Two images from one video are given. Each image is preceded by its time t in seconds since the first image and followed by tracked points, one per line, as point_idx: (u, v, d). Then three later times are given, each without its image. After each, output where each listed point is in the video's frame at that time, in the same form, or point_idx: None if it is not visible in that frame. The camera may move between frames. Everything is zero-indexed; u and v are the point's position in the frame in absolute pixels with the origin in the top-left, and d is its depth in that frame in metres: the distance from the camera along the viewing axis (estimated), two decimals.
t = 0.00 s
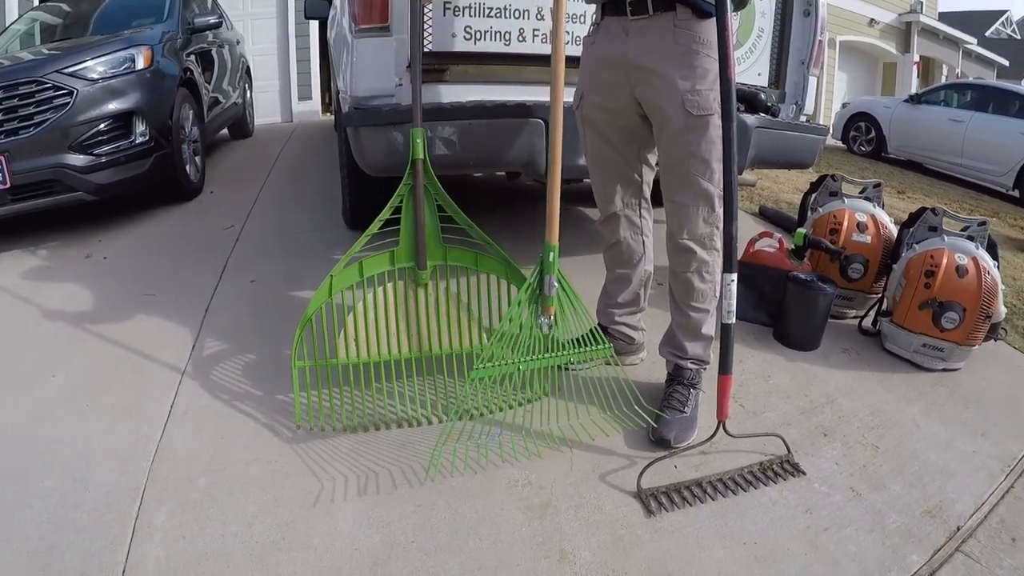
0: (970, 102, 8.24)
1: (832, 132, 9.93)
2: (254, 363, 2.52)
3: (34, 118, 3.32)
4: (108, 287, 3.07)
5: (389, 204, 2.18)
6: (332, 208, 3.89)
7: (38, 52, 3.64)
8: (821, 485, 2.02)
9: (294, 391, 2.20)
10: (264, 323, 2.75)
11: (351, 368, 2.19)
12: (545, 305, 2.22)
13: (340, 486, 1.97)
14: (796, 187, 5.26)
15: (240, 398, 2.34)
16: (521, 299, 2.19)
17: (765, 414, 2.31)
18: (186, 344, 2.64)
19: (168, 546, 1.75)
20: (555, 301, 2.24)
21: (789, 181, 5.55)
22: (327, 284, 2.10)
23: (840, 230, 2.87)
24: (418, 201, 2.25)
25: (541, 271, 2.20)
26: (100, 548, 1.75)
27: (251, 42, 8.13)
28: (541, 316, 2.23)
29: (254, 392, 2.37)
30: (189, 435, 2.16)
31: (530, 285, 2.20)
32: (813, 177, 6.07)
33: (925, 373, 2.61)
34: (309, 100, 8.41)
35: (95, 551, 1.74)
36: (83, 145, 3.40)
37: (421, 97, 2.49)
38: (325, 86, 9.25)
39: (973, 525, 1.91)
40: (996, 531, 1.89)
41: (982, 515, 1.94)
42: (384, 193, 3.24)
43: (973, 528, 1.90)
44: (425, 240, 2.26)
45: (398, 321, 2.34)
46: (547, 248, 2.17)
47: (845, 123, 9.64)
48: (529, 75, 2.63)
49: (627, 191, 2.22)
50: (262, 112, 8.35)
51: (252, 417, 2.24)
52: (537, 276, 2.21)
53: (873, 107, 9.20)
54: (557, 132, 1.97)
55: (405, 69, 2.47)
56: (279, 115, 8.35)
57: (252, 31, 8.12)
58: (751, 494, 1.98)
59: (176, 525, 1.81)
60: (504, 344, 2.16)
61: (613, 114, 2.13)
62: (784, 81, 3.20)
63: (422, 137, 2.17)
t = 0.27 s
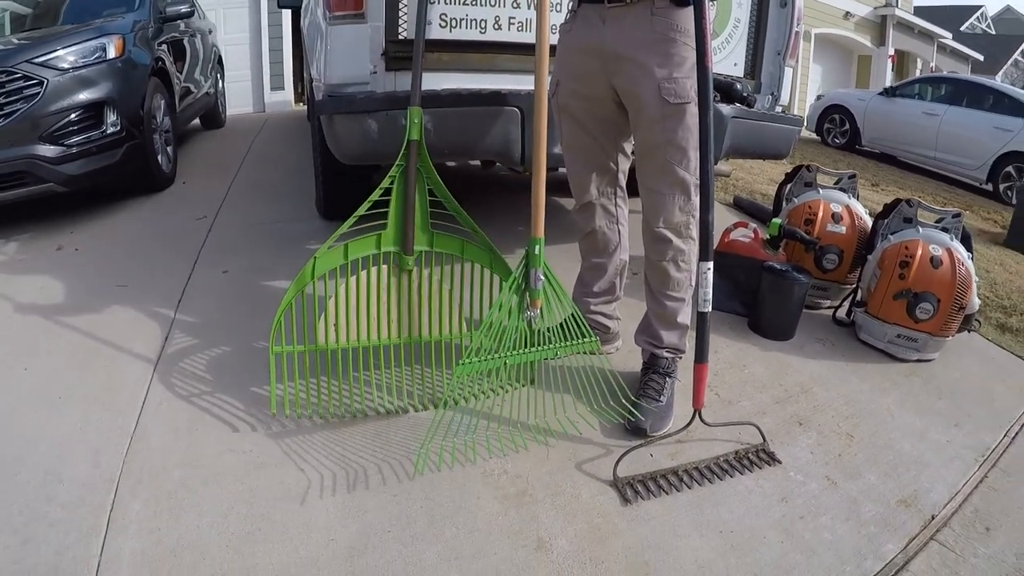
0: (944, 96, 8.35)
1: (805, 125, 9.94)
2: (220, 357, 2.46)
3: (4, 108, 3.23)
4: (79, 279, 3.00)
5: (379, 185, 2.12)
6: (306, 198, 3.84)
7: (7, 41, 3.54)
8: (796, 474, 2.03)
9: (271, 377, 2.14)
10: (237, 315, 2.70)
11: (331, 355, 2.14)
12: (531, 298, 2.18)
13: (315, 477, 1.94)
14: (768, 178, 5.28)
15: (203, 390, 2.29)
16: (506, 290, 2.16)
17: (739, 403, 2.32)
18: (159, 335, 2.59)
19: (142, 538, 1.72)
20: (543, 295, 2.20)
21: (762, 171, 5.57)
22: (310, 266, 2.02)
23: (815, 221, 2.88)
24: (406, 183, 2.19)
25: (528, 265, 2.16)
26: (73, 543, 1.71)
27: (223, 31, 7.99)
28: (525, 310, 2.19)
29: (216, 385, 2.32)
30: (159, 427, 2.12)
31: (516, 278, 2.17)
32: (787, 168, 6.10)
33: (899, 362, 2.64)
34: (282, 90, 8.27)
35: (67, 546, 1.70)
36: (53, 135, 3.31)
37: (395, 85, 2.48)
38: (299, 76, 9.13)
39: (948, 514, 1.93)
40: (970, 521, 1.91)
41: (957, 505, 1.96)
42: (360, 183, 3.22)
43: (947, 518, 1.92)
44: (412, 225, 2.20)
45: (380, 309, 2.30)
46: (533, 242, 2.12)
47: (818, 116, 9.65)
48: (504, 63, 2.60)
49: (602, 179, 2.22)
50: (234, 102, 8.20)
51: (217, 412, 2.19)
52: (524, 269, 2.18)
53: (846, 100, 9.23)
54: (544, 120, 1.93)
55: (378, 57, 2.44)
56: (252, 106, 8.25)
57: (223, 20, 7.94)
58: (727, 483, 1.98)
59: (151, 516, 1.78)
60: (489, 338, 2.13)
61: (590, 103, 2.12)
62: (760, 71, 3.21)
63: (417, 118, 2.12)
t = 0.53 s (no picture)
0: (936, 87, 8.33)
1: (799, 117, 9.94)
2: (196, 347, 2.46)
3: None
4: (71, 270, 2.98)
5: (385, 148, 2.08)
6: (300, 190, 3.82)
7: None
8: (791, 466, 2.04)
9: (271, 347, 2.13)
10: (231, 306, 2.69)
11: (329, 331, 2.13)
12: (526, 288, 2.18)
13: (309, 468, 1.94)
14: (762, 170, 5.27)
15: (179, 377, 2.30)
16: (501, 279, 2.16)
17: (733, 395, 2.32)
18: (152, 327, 2.57)
19: (136, 529, 1.71)
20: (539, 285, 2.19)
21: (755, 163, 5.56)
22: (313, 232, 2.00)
23: (809, 212, 2.88)
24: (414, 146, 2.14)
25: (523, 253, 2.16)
26: (67, 534, 1.70)
27: (215, 23, 7.92)
28: (520, 299, 2.19)
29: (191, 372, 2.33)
30: (153, 419, 2.11)
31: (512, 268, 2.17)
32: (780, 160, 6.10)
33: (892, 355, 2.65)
34: (273, 81, 8.20)
35: (61, 537, 1.69)
36: (46, 127, 3.28)
37: (389, 76, 2.44)
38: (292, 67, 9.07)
39: (942, 507, 1.94)
40: (964, 513, 1.92)
41: (950, 498, 1.97)
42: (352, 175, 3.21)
43: (941, 511, 1.93)
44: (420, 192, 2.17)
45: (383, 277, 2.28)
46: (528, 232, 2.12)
47: (812, 107, 9.66)
48: (498, 54, 2.59)
49: (596, 170, 2.21)
50: (226, 93, 8.13)
51: (189, 397, 2.20)
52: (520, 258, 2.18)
53: (839, 91, 9.22)
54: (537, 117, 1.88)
55: (372, 49, 2.42)
56: (244, 97, 8.19)
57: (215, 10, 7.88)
58: (721, 475, 1.99)
59: (144, 508, 1.77)
60: (484, 328, 2.13)
61: (584, 94, 2.11)
62: (753, 62, 3.20)
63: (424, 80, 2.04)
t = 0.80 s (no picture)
0: (937, 86, 8.35)
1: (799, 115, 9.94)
2: (186, 345, 2.44)
3: None
4: (72, 266, 2.97)
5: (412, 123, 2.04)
6: (301, 188, 3.82)
7: None
8: (792, 467, 2.04)
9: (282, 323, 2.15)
10: (232, 303, 2.68)
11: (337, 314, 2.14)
12: (522, 292, 2.16)
13: (310, 465, 1.94)
14: (763, 168, 5.27)
15: (168, 376, 2.28)
16: (498, 283, 2.16)
17: (735, 395, 2.32)
18: (153, 322, 2.57)
19: (136, 525, 1.71)
20: (535, 290, 2.18)
21: (756, 161, 5.57)
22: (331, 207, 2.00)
23: (810, 212, 2.88)
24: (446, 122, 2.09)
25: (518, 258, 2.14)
26: (68, 529, 1.70)
27: (216, 20, 7.92)
28: (517, 302, 2.17)
29: (180, 370, 2.31)
30: (155, 414, 2.10)
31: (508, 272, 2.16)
32: (781, 160, 6.09)
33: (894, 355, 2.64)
34: (273, 79, 8.18)
35: (62, 532, 1.69)
36: (48, 124, 3.28)
37: (391, 74, 2.44)
38: (293, 64, 9.06)
39: (943, 509, 1.94)
40: (966, 516, 1.92)
41: (952, 500, 1.97)
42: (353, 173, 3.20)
43: (943, 513, 1.93)
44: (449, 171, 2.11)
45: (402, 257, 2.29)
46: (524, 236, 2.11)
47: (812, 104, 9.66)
48: (499, 52, 2.58)
49: (599, 169, 2.21)
50: (226, 90, 8.11)
51: (175, 396, 2.19)
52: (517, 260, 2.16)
53: (839, 90, 9.22)
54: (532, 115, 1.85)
55: (375, 46, 2.42)
56: (244, 94, 8.17)
57: (216, 7, 7.86)
58: (723, 475, 1.99)
59: (145, 504, 1.77)
60: (479, 330, 2.13)
61: (587, 92, 2.11)
62: (755, 60, 3.18)
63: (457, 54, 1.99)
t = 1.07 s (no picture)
0: (950, 86, 8.30)
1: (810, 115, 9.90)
2: (174, 352, 2.37)
3: (11, 92, 3.21)
4: (84, 260, 2.98)
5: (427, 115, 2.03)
6: (312, 184, 3.82)
7: (13, 25, 3.50)
8: (804, 470, 2.03)
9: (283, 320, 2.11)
10: (243, 299, 2.69)
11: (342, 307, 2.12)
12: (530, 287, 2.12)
13: (321, 462, 1.94)
14: (775, 168, 5.25)
15: (147, 384, 2.22)
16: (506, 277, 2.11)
17: (747, 396, 2.31)
18: (164, 317, 2.58)
19: (146, 520, 1.71)
20: (544, 282, 2.13)
21: (769, 162, 5.55)
22: (337, 196, 1.98)
23: (823, 212, 2.86)
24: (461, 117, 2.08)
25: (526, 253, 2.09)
26: (78, 523, 1.71)
27: (228, 17, 7.94)
28: (525, 298, 2.13)
29: (162, 378, 2.25)
30: (166, 409, 2.11)
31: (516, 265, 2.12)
32: (793, 160, 6.06)
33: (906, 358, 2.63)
34: (284, 75, 8.19)
35: (72, 526, 1.70)
36: (60, 119, 3.29)
37: (404, 71, 2.44)
38: (304, 61, 9.06)
39: (955, 513, 1.93)
40: (977, 520, 1.91)
41: (963, 504, 1.96)
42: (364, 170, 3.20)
43: (954, 517, 1.92)
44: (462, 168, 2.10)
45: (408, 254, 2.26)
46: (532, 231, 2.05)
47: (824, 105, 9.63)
48: (512, 51, 2.58)
49: (613, 167, 2.20)
50: (238, 86, 8.12)
51: (156, 409, 2.11)
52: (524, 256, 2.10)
53: (851, 90, 9.19)
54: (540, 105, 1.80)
55: (388, 44, 2.42)
56: (255, 91, 8.18)
57: (228, 4, 7.87)
58: (734, 477, 1.98)
59: (155, 499, 1.78)
60: (484, 324, 2.11)
61: (601, 91, 2.09)
62: (768, 60, 3.17)
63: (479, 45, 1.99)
